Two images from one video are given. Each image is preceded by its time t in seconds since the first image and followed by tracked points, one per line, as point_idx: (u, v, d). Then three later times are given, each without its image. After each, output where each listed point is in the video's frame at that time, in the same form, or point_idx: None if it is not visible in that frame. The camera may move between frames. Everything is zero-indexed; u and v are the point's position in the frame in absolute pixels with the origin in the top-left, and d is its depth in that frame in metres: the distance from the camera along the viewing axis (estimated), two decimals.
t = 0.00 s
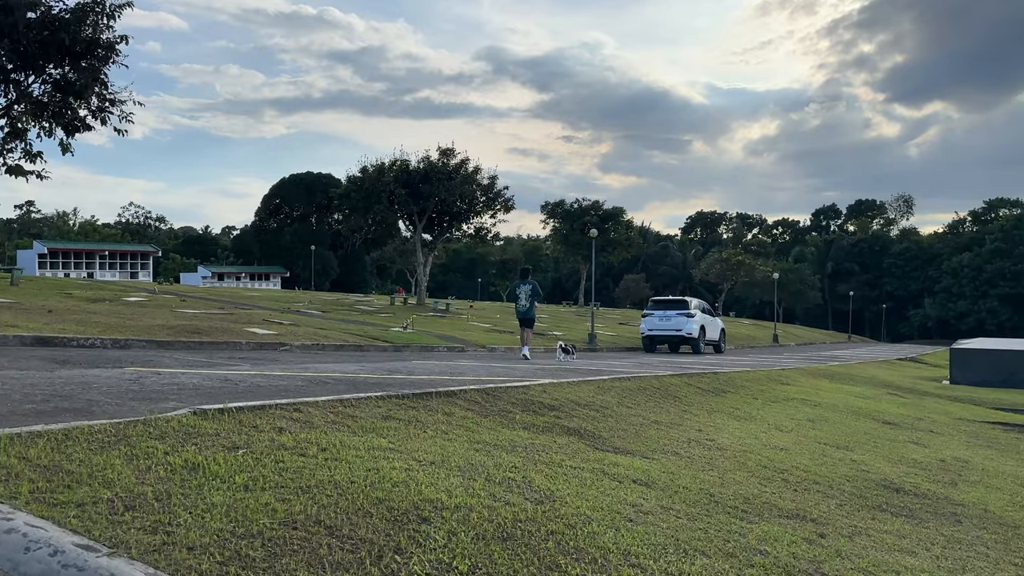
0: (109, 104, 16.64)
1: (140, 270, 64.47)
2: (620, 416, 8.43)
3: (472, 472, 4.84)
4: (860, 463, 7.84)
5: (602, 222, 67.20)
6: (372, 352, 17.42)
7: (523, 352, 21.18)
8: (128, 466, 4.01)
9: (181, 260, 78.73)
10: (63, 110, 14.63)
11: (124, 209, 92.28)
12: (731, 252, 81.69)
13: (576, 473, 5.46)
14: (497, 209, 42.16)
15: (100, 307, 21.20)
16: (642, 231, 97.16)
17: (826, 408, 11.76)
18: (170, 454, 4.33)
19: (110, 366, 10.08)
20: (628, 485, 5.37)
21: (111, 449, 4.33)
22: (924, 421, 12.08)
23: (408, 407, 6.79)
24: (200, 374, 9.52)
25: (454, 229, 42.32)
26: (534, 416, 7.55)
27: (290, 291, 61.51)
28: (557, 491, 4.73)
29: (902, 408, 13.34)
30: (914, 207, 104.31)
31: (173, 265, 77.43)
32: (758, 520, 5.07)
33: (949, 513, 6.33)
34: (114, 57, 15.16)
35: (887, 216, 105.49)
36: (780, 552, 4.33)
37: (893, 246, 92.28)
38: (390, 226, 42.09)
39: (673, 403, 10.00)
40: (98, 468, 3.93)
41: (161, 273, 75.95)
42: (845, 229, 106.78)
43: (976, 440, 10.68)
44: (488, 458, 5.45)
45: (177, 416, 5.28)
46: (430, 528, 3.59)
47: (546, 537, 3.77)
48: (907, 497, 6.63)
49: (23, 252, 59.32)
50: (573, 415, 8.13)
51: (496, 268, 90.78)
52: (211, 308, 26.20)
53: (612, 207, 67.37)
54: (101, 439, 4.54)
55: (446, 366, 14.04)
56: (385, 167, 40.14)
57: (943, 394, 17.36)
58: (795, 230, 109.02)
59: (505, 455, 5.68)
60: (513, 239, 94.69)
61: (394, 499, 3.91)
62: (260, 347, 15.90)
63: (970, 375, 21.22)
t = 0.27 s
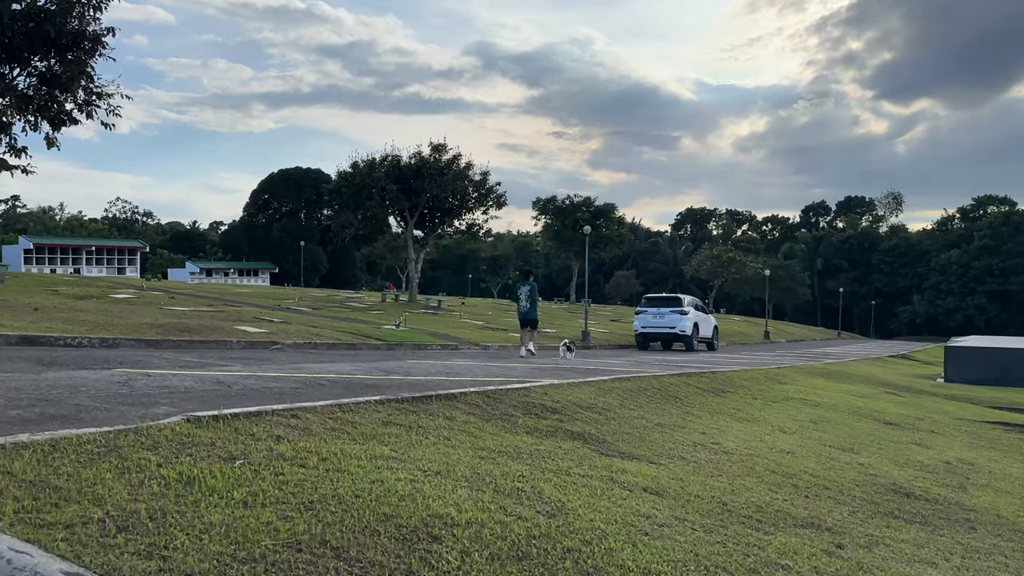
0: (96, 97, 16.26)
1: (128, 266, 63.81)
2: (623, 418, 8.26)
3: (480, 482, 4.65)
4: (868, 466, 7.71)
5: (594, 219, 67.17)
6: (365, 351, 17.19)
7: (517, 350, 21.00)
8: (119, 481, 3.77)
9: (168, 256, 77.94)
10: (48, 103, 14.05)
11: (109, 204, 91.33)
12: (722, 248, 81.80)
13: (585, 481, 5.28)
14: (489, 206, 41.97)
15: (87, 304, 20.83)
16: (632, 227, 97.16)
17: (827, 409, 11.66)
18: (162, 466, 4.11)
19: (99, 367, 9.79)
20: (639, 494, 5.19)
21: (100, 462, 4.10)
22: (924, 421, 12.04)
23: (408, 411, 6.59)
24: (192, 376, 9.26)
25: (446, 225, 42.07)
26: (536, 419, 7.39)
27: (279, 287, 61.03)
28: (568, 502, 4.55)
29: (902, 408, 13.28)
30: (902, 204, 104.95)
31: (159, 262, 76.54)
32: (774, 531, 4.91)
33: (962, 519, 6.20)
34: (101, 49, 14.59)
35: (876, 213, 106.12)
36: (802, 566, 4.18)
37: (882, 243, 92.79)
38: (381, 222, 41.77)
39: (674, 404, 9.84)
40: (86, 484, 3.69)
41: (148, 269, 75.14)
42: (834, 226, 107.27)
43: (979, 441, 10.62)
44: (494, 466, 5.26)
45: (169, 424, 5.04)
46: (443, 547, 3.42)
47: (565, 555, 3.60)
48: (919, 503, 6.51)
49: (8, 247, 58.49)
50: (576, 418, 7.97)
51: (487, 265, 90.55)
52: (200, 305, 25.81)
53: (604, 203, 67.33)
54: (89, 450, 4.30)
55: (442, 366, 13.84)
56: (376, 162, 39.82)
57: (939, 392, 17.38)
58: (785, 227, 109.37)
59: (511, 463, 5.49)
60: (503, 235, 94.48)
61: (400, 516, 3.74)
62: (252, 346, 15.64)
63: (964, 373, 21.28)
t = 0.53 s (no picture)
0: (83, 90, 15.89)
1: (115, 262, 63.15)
2: (625, 419, 8.10)
3: (488, 490, 4.47)
4: (874, 468, 7.60)
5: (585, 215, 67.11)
6: (357, 348, 16.94)
7: (511, 348, 20.83)
8: (110, 494, 3.56)
9: (155, 251, 77.20)
10: (34, 97, 13.62)
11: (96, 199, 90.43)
12: (713, 245, 81.90)
13: (595, 487, 5.11)
14: (481, 201, 41.75)
15: (74, 301, 20.46)
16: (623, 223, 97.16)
17: (827, 408, 11.54)
18: (157, 476, 3.90)
19: (87, 367, 9.50)
20: (651, 501, 5.04)
21: (89, 471, 3.89)
22: (924, 420, 11.96)
23: (408, 414, 6.41)
24: (183, 376, 9.02)
25: (437, 221, 41.81)
26: (538, 421, 7.23)
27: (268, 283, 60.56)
28: (580, 510, 4.39)
29: (901, 406, 13.20)
30: (891, 201, 105.47)
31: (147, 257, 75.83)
32: (790, 539, 4.77)
33: (974, 523, 6.09)
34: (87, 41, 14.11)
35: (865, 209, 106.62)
36: None
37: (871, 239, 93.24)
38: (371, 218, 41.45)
39: (675, 404, 9.69)
40: (73, 496, 3.48)
41: (136, 264, 74.42)
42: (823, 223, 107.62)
43: (980, 440, 10.55)
44: (500, 471, 5.09)
45: (161, 430, 4.82)
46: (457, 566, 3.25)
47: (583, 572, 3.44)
48: (929, 506, 6.40)
49: None
50: (578, 418, 7.80)
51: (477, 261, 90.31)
52: (189, 301, 25.46)
53: (595, 199, 67.27)
54: (78, 458, 4.08)
55: (437, 364, 13.64)
56: (367, 157, 39.48)
57: (934, 390, 17.34)
58: (774, 224, 109.62)
59: (517, 468, 5.32)
60: (494, 231, 94.25)
61: (409, 530, 3.57)
62: (242, 343, 15.37)
63: (959, 371, 21.25)
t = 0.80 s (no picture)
0: (69, 84, 15.55)
1: (101, 258, 62.45)
2: (629, 419, 7.92)
3: (500, 497, 4.28)
4: (883, 469, 7.47)
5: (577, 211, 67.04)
6: (350, 346, 16.71)
7: (505, 345, 20.66)
8: (102, 506, 3.33)
9: (143, 247, 76.47)
10: (17, 90, 13.23)
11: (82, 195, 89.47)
12: (703, 242, 81.98)
13: (605, 492, 4.93)
14: (473, 198, 41.53)
15: (60, 298, 20.11)
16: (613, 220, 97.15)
17: (828, 406, 11.45)
18: (150, 485, 3.69)
19: (75, 367, 9.24)
20: (663, 506, 4.85)
21: (80, 480, 3.66)
22: (925, 418, 11.90)
23: (410, 416, 6.21)
24: (174, 376, 8.76)
25: (429, 218, 41.54)
26: (542, 422, 7.06)
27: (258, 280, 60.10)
28: (595, 518, 4.20)
29: (901, 404, 13.17)
30: (880, 198, 106.00)
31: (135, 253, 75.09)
32: (810, 547, 4.62)
33: (990, 527, 5.97)
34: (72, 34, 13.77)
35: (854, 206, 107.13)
36: None
37: (860, 236, 93.67)
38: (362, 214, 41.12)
39: (678, 403, 9.55)
40: (62, 510, 3.26)
41: (122, 261, 73.66)
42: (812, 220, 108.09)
43: (984, 439, 10.51)
44: (508, 476, 4.89)
45: (154, 435, 4.58)
46: None
47: None
48: (944, 510, 6.28)
49: None
50: (581, 419, 7.63)
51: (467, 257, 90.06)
52: (178, 298, 25.10)
53: (587, 196, 67.21)
54: (67, 466, 3.86)
55: (433, 363, 13.45)
56: (357, 153, 39.14)
57: (931, 387, 17.31)
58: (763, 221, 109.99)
59: (525, 472, 5.14)
60: (484, 227, 94.01)
61: (421, 543, 3.38)
62: (233, 342, 15.11)
63: (954, 368, 21.38)
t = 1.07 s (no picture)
0: (55, 80, 15.20)
1: (88, 257, 61.77)
2: (633, 423, 7.75)
3: (510, 511, 4.09)
4: (892, 473, 7.35)
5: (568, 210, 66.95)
6: (343, 347, 16.48)
7: (498, 345, 20.48)
8: (91, 527, 3.12)
9: (130, 246, 75.71)
10: (3, 87, 12.96)
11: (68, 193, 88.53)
12: (694, 240, 82.08)
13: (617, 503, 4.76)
14: (465, 196, 41.28)
15: (47, 298, 19.73)
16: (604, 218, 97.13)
17: (829, 408, 11.33)
18: (143, 504, 3.47)
19: (62, 371, 8.96)
20: (677, 518, 4.67)
21: (68, 499, 3.44)
22: (926, 419, 11.83)
23: (412, 423, 6.01)
24: (165, 380, 8.50)
25: (420, 216, 41.26)
26: (545, 428, 6.88)
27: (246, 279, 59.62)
28: (612, 534, 4.01)
29: (901, 404, 13.11)
30: (870, 196, 106.50)
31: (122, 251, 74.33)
32: (832, 560, 4.47)
33: (1008, 535, 5.85)
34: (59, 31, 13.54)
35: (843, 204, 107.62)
36: None
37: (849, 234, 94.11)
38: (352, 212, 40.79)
39: (680, 405, 9.39)
40: (47, 534, 3.04)
41: (110, 259, 72.89)
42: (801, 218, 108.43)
43: (988, 441, 10.44)
44: (517, 486, 4.70)
45: (146, 446, 4.35)
46: None
47: None
48: (958, 517, 6.14)
49: None
50: (584, 423, 7.45)
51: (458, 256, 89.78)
52: (166, 298, 24.74)
53: (578, 194, 67.14)
54: (53, 482, 3.63)
55: (429, 364, 13.26)
56: (348, 150, 38.79)
57: (928, 387, 17.28)
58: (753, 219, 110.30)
59: (534, 482, 4.96)
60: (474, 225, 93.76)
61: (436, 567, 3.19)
62: (223, 342, 14.83)
63: (949, 367, 21.43)
